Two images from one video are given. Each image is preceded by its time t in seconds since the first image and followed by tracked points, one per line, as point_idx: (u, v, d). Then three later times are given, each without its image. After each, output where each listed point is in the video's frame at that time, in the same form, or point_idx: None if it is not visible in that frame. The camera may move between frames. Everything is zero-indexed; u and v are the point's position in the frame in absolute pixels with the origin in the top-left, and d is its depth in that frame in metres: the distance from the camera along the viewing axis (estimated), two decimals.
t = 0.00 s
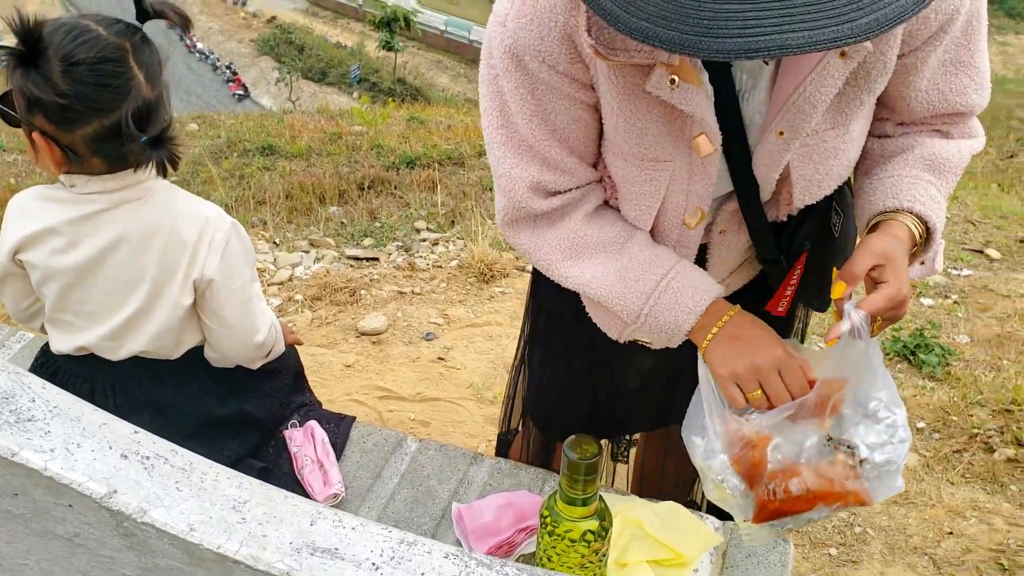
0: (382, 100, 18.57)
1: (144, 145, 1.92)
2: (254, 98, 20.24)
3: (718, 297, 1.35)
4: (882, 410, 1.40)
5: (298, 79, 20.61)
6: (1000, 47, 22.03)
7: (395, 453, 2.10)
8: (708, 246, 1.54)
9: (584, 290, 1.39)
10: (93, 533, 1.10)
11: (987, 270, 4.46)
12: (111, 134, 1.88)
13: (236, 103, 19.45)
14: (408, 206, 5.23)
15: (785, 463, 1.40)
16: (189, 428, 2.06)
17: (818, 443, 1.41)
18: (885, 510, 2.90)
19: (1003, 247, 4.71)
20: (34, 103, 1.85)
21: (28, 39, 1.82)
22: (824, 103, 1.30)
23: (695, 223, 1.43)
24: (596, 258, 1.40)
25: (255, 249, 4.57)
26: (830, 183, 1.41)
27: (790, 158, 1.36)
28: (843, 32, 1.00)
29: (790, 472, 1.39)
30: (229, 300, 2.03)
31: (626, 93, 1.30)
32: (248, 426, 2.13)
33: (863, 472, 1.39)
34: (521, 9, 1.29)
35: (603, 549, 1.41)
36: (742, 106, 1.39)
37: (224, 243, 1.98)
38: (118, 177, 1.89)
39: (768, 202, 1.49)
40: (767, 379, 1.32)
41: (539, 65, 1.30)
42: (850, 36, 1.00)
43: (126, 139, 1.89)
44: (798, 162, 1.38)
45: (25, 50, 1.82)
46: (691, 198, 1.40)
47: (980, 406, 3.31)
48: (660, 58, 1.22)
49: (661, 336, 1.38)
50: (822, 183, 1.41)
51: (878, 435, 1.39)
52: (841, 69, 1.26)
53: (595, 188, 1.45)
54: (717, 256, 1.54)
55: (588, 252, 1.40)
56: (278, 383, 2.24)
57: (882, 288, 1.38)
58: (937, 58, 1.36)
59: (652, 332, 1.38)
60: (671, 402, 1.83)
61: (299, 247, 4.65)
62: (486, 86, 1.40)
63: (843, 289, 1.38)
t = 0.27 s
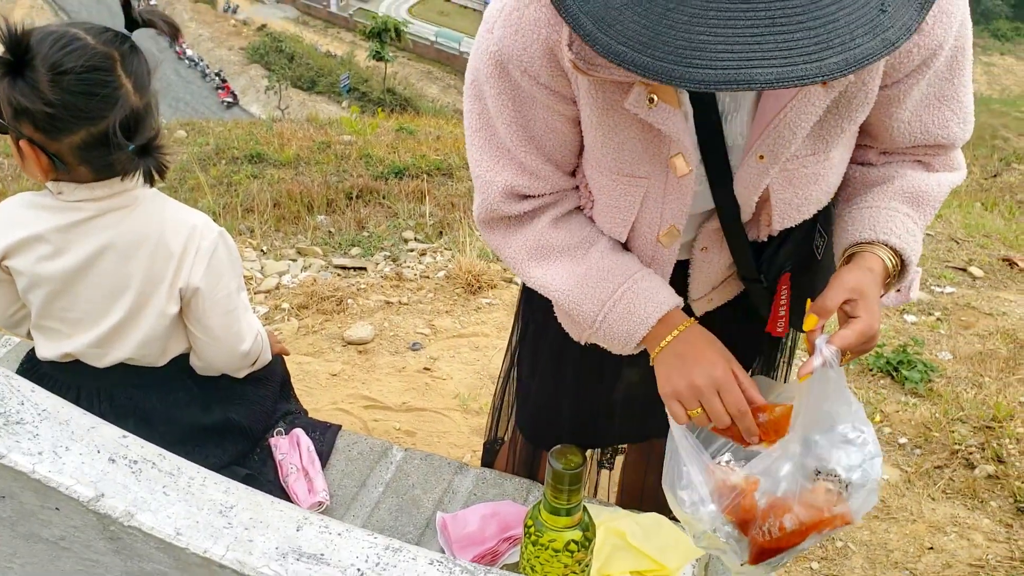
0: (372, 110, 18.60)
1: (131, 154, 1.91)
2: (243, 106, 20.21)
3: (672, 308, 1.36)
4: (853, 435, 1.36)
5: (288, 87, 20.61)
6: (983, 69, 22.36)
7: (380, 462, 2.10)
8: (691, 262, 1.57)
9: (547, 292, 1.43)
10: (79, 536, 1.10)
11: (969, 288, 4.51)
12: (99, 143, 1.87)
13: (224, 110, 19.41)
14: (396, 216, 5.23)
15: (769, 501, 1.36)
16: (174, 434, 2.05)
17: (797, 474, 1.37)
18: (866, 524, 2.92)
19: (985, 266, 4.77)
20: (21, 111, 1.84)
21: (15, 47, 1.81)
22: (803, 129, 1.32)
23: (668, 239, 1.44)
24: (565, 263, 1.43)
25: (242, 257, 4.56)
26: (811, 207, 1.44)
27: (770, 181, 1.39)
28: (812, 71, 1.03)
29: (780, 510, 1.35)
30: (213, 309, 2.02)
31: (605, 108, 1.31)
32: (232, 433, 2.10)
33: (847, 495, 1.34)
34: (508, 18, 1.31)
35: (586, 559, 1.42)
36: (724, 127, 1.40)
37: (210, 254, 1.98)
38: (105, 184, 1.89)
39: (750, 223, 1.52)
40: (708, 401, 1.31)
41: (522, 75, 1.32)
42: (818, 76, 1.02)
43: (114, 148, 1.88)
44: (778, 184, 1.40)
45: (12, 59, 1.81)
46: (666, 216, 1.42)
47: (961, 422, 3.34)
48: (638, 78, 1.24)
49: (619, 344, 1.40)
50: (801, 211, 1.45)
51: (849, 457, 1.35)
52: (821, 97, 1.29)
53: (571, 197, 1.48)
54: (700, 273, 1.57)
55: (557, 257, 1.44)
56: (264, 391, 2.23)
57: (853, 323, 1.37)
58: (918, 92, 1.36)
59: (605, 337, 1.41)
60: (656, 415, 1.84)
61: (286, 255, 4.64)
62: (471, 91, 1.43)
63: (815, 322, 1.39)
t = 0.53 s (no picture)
0: (364, 108, 18.55)
1: (119, 154, 1.90)
2: (235, 103, 20.13)
3: (690, 323, 1.39)
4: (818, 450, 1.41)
5: (279, 85, 20.54)
6: (974, 71, 22.49)
7: (370, 460, 2.10)
8: (685, 265, 1.57)
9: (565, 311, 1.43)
10: (69, 534, 1.09)
11: (959, 289, 4.54)
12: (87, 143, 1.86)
13: (216, 108, 19.33)
14: (388, 214, 5.23)
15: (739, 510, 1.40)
16: (164, 432, 2.04)
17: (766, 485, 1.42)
18: (854, 524, 2.94)
19: (974, 268, 4.80)
20: (7, 111, 1.82)
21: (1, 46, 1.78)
22: (790, 137, 1.32)
23: (667, 243, 1.45)
24: (578, 278, 1.43)
25: (233, 255, 4.55)
26: (802, 212, 1.45)
27: (759, 186, 1.39)
28: (757, 100, 1.06)
29: (749, 520, 1.40)
30: (202, 309, 2.00)
31: (599, 114, 1.31)
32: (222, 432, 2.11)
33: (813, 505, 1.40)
34: (501, 30, 1.32)
35: (576, 558, 1.42)
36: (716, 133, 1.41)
37: (198, 254, 1.95)
38: (91, 184, 1.88)
39: (744, 226, 1.53)
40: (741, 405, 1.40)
41: (517, 85, 1.32)
42: (761, 105, 1.06)
43: (101, 148, 1.87)
44: (768, 190, 1.41)
45: None
46: (663, 220, 1.42)
47: (949, 423, 3.36)
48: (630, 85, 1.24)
49: (639, 359, 1.42)
50: (791, 216, 1.45)
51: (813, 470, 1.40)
52: (809, 104, 1.29)
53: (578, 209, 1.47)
54: (694, 275, 1.57)
55: (570, 272, 1.43)
56: (255, 389, 2.23)
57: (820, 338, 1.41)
58: (906, 98, 1.37)
59: (623, 351, 1.42)
60: (647, 415, 1.85)
61: (277, 254, 4.63)
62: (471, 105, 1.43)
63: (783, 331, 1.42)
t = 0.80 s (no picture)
0: (362, 109, 18.53)
1: (113, 159, 1.91)
2: (233, 104, 20.11)
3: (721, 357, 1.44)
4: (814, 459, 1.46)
5: (277, 85, 20.52)
6: (971, 72, 22.52)
7: (368, 462, 2.09)
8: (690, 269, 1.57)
9: (606, 344, 1.43)
10: (63, 538, 1.09)
11: (956, 290, 4.54)
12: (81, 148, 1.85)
13: (213, 109, 19.31)
14: (386, 215, 5.22)
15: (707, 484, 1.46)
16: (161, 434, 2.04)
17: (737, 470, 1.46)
18: (852, 525, 2.94)
19: (972, 268, 4.80)
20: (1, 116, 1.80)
21: None
22: (789, 140, 1.33)
23: (678, 249, 1.47)
24: (612, 305, 1.43)
25: (230, 256, 4.54)
26: (803, 214, 1.44)
27: (760, 190, 1.39)
28: (742, 110, 1.06)
29: (709, 493, 1.46)
30: (197, 315, 2.00)
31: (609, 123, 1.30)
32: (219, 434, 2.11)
33: (774, 506, 1.46)
34: (505, 49, 1.34)
35: (573, 560, 1.42)
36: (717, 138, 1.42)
37: (193, 259, 1.96)
38: (85, 189, 1.88)
39: (746, 232, 1.52)
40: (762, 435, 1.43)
41: (527, 99, 1.32)
42: (745, 115, 1.05)
43: (96, 153, 1.86)
44: (769, 194, 1.41)
45: None
46: (675, 225, 1.44)
47: (947, 424, 3.36)
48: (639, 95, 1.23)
49: (677, 387, 1.45)
50: (795, 218, 1.44)
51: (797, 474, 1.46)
52: (808, 107, 1.29)
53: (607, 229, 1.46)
54: (697, 280, 1.58)
55: (603, 301, 1.43)
56: (252, 391, 2.22)
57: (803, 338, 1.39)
58: (903, 98, 1.37)
59: (659, 378, 1.44)
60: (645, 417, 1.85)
61: (275, 255, 4.62)
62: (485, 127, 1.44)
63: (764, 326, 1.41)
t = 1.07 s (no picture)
0: (362, 109, 18.52)
1: (108, 161, 1.89)
2: (233, 104, 20.12)
3: (696, 374, 1.39)
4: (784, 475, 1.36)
5: (277, 86, 20.52)
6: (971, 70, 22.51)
7: (366, 462, 2.09)
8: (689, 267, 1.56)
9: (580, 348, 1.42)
10: (58, 539, 1.08)
11: (957, 289, 4.53)
12: (77, 148, 1.84)
13: (213, 109, 19.32)
14: (385, 215, 5.22)
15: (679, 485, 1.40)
16: (158, 435, 2.03)
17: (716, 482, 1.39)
18: (852, 524, 2.93)
19: (972, 267, 4.79)
20: None
21: None
22: (790, 142, 1.31)
23: (673, 250, 1.45)
24: (593, 309, 1.42)
25: (230, 256, 4.53)
26: (803, 215, 1.44)
27: (760, 191, 1.38)
28: (752, 109, 1.05)
29: (683, 497, 1.41)
30: (195, 318, 1.99)
31: (607, 124, 1.29)
32: (217, 435, 2.10)
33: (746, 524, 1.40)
34: (506, 45, 1.32)
35: (571, 560, 1.42)
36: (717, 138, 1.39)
37: (191, 263, 1.95)
38: (82, 192, 1.87)
39: (745, 231, 1.52)
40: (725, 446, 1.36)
41: (524, 99, 1.31)
42: (756, 114, 1.05)
43: (91, 154, 1.85)
44: (769, 195, 1.40)
45: None
46: (671, 225, 1.42)
47: (948, 422, 3.35)
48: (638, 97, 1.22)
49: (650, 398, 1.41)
50: (793, 220, 1.45)
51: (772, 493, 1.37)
52: (809, 110, 1.27)
53: (595, 231, 1.45)
54: (696, 280, 1.57)
55: (584, 303, 1.43)
56: (251, 392, 2.22)
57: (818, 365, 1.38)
58: (906, 103, 1.35)
59: (629, 388, 1.42)
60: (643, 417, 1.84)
61: (274, 255, 4.62)
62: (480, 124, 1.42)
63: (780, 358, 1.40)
